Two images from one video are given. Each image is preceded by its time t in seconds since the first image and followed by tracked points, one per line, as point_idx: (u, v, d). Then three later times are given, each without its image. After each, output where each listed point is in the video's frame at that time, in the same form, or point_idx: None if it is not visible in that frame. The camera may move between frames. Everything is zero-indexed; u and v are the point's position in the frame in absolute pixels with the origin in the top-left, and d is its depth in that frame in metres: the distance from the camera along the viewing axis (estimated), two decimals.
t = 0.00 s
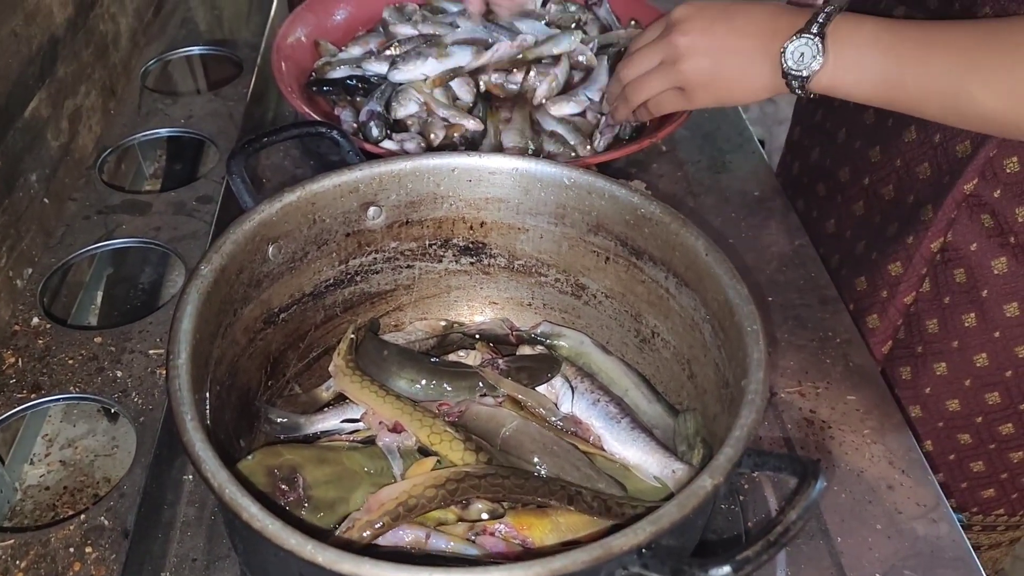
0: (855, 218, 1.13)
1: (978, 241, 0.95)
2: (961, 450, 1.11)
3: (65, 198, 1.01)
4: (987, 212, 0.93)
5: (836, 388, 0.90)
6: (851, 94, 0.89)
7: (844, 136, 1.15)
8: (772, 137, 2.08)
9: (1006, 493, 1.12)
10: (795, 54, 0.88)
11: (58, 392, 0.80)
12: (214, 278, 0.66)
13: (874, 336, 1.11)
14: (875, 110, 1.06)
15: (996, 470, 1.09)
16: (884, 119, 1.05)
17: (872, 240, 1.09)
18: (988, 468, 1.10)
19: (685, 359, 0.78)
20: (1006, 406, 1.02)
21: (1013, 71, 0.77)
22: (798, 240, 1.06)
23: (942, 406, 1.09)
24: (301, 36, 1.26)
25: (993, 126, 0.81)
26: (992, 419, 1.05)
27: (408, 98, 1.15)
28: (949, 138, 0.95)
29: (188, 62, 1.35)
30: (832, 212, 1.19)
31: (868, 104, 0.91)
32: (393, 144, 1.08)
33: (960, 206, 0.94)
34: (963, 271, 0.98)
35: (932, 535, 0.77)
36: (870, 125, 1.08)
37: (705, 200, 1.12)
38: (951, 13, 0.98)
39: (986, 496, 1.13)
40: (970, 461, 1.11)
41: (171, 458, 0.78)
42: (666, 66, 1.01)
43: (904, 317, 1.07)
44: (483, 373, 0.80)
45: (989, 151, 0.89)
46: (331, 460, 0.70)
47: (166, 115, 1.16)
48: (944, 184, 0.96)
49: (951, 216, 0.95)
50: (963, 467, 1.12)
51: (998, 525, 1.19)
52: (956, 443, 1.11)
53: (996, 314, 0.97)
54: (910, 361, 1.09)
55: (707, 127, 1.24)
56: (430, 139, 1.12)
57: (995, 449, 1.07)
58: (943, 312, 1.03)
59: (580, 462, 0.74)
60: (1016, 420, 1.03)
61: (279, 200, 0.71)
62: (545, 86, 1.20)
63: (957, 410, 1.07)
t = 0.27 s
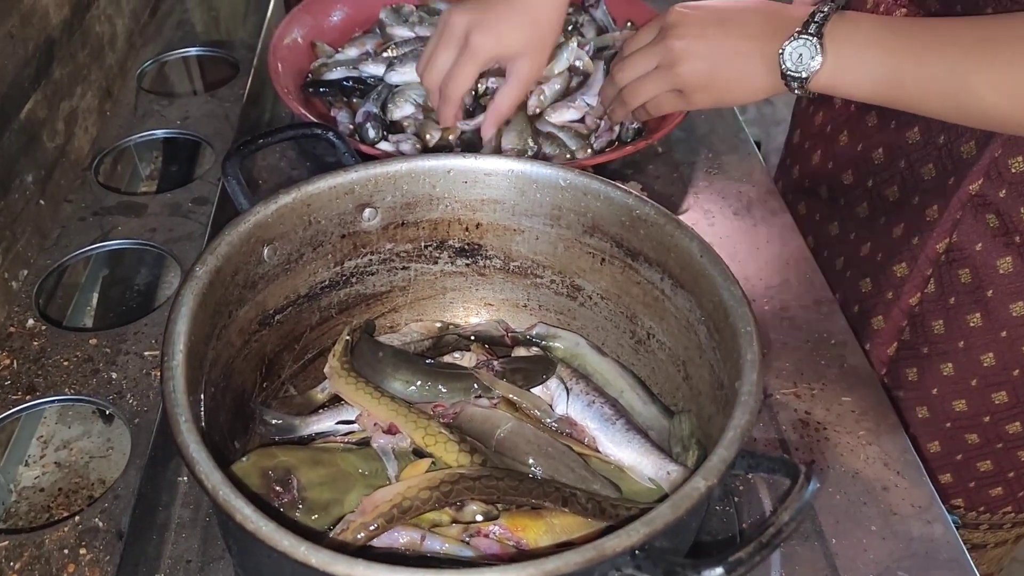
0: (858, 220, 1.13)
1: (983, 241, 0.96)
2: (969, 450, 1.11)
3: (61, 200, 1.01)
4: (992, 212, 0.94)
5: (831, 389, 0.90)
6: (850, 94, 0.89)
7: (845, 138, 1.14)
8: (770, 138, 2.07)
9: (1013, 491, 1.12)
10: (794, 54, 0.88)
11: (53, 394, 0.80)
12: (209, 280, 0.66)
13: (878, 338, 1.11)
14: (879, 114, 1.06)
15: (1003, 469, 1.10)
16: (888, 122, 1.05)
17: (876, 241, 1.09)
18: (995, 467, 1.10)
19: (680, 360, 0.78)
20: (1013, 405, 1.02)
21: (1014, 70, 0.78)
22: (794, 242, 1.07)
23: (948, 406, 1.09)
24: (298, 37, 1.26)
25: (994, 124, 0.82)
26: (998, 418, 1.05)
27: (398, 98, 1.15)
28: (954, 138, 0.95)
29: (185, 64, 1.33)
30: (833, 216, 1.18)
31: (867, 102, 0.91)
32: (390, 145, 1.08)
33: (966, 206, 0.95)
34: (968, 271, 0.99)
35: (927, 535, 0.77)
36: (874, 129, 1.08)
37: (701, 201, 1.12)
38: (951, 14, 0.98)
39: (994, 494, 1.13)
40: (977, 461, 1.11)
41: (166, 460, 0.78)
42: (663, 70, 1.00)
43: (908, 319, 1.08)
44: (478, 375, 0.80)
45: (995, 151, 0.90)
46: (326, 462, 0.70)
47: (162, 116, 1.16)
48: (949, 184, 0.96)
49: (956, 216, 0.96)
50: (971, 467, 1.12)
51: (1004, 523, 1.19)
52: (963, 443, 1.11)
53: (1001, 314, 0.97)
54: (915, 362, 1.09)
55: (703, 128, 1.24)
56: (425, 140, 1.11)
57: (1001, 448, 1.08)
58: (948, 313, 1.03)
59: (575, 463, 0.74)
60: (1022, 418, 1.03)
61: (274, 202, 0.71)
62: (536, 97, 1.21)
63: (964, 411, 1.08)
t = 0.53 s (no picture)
0: (870, 230, 1.13)
1: (1002, 247, 0.95)
2: (986, 452, 1.11)
3: (61, 199, 1.01)
4: (1010, 219, 0.93)
5: (832, 389, 0.90)
6: (866, 101, 0.89)
7: (853, 148, 1.14)
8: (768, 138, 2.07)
9: None
10: (810, 64, 0.88)
11: (53, 392, 0.80)
12: (210, 279, 0.66)
13: (896, 348, 1.10)
14: (887, 121, 1.06)
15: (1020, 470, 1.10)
16: (897, 133, 1.05)
17: (891, 253, 1.09)
18: (1012, 468, 1.10)
19: (681, 360, 0.78)
20: None
21: None
22: (794, 243, 1.07)
23: (967, 411, 1.09)
24: (299, 36, 1.26)
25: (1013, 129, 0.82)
26: (1018, 421, 1.05)
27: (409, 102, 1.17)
28: (972, 146, 0.95)
29: (186, 64, 1.33)
30: (840, 226, 1.18)
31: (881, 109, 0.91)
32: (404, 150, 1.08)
33: (984, 215, 0.94)
34: (987, 276, 0.98)
35: (928, 536, 0.77)
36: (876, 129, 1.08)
37: (701, 202, 1.12)
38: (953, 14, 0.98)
39: (1011, 494, 1.13)
40: (995, 463, 1.11)
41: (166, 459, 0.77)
42: (675, 80, 0.99)
43: (924, 327, 1.07)
44: (479, 374, 0.80)
45: (1014, 159, 0.89)
46: (326, 461, 0.70)
47: (163, 115, 1.16)
48: (967, 192, 0.96)
49: (975, 225, 0.95)
50: (988, 470, 1.12)
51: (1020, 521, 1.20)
52: (981, 445, 1.10)
53: (1020, 318, 0.97)
54: (931, 369, 1.09)
55: (704, 128, 1.24)
56: (448, 145, 1.13)
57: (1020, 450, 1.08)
58: (965, 318, 1.02)
59: (577, 463, 0.73)
60: None
61: (275, 201, 0.71)
62: (547, 95, 1.19)
63: (983, 415, 1.08)
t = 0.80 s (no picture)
0: (855, 221, 1.13)
1: (978, 240, 0.95)
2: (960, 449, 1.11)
3: (57, 201, 1.02)
4: (986, 211, 0.94)
5: (824, 391, 0.91)
6: (839, 98, 0.90)
7: (842, 142, 1.14)
8: (764, 139, 2.08)
9: (1004, 489, 1.13)
10: (784, 60, 0.89)
11: (48, 394, 0.80)
12: (205, 281, 0.66)
13: (871, 337, 1.12)
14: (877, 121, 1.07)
15: (994, 468, 1.10)
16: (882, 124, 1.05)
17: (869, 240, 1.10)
18: (986, 466, 1.11)
19: (674, 363, 0.78)
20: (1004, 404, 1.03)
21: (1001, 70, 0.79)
22: (789, 245, 1.07)
23: (940, 405, 1.09)
24: (295, 40, 1.26)
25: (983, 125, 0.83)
26: (990, 417, 1.06)
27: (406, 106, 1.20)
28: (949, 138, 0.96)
29: (183, 66, 1.33)
30: (829, 218, 1.18)
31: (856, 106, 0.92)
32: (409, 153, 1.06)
33: (960, 205, 0.95)
34: (962, 270, 0.98)
35: (919, 537, 0.78)
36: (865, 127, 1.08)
37: (696, 204, 1.12)
38: (946, 15, 0.98)
39: (985, 493, 1.14)
40: (968, 459, 1.12)
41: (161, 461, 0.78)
42: (654, 82, 1.00)
43: (902, 319, 1.08)
44: (473, 376, 0.80)
45: (989, 151, 0.90)
46: (320, 463, 0.71)
47: (159, 117, 1.16)
48: (943, 184, 0.97)
49: (951, 216, 0.96)
50: (962, 466, 1.13)
51: (994, 521, 1.20)
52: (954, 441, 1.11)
53: (995, 313, 0.97)
54: (908, 361, 1.09)
55: (699, 130, 1.24)
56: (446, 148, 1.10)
57: (993, 446, 1.08)
58: (942, 311, 1.03)
59: (570, 465, 0.74)
60: (1014, 417, 1.04)
61: (270, 204, 0.72)
62: (543, 100, 1.22)
63: (956, 409, 1.08)
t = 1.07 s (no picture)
0: (845, 217, 1.13)
1: (966, 237, 0.96)
2: (950, 446, 1.11)
3: (58, 201, 1.02)
4: (974, 209, 0.94)
5: (825, 392, 0.90)
6: (832, 98, 0.89)
7: (837, 135, 1.14)
8: (764, 140, 2.08)
9: (993, 488, 1.12)
10: (777, 59, 0.88)
11: (49, 395, 0.80)
12: (205, 281, 0.66)
13: (864, 333, 1.11)
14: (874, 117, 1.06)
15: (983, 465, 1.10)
16: (873, 119, 1.05)
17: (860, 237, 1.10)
18: (975, 463, 1.11)
19: (675, 363, 0.78)
20: (993, 400, 1.03)
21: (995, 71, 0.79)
22: (789, 246, 1.07)
23: (931, 401, 1.09)
24: (296, 38, 1.26)
25: (976, 125, 0.83)
26: (979, 413, 1.05)
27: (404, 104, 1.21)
28: (938, 135, 0.95)
29: (184, 66, 1.33)
30: (821, 213, 1.18)
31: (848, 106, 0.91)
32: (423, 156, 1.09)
33: (949, 202, 0.95)
34: (952, 267, 0.99)
35: (920, 538, 0.78)
36: (859, 125, 1.08)
37: (697, 204, 1.12)
38: (941, 14, 0.98)
39: (975, 491, 1.14)
40: (958, 457, 1.11)
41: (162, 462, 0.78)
42: (652, 88, 0.99)
43: (893, 314, 1.08)
44: (474, 377, 0.80)
45: (977, 149, 0.90)
46: (321, 463, 0.70)
47: (160, 117, 1.16)
48: (932, 181, 0.97)
49: (940, 213, 0.96)
50: (951, 464, 1.13)
51: (984, 520, 1.19)
52: (944, 438, 1.11)
53: (982, 309, 0.98)
54: (898, 357, 1.09)
55: (699, 131, 1.24)
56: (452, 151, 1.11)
57: (982, 444, 1.08)
58: (932, 308, 1.03)
59: (571, 466, 0.74)
60: (1003, 414, 1.04)
61: (271, 204, 0.72)
62: (547, 100, 1.19)
63: (945, 405, 1.08)
